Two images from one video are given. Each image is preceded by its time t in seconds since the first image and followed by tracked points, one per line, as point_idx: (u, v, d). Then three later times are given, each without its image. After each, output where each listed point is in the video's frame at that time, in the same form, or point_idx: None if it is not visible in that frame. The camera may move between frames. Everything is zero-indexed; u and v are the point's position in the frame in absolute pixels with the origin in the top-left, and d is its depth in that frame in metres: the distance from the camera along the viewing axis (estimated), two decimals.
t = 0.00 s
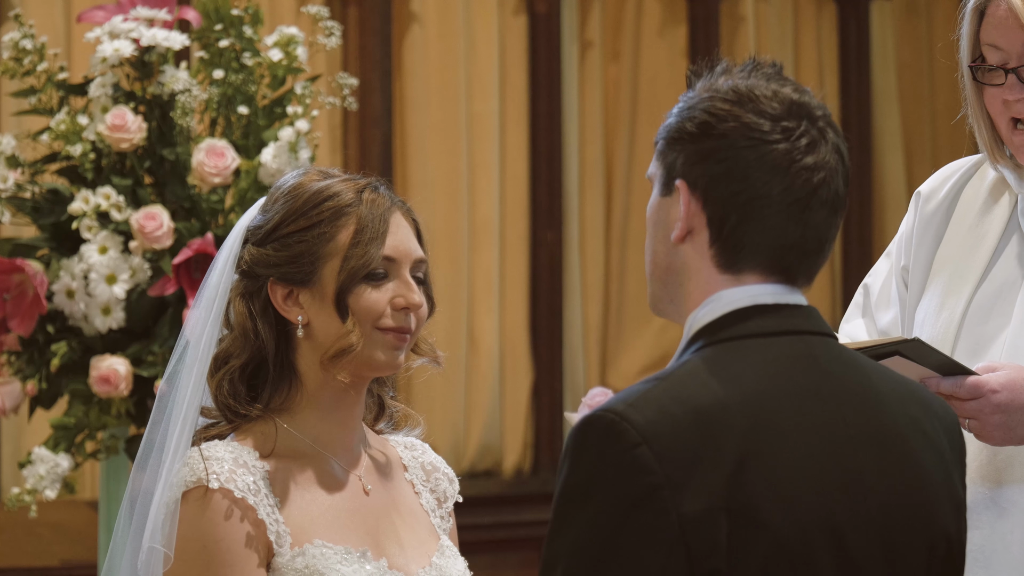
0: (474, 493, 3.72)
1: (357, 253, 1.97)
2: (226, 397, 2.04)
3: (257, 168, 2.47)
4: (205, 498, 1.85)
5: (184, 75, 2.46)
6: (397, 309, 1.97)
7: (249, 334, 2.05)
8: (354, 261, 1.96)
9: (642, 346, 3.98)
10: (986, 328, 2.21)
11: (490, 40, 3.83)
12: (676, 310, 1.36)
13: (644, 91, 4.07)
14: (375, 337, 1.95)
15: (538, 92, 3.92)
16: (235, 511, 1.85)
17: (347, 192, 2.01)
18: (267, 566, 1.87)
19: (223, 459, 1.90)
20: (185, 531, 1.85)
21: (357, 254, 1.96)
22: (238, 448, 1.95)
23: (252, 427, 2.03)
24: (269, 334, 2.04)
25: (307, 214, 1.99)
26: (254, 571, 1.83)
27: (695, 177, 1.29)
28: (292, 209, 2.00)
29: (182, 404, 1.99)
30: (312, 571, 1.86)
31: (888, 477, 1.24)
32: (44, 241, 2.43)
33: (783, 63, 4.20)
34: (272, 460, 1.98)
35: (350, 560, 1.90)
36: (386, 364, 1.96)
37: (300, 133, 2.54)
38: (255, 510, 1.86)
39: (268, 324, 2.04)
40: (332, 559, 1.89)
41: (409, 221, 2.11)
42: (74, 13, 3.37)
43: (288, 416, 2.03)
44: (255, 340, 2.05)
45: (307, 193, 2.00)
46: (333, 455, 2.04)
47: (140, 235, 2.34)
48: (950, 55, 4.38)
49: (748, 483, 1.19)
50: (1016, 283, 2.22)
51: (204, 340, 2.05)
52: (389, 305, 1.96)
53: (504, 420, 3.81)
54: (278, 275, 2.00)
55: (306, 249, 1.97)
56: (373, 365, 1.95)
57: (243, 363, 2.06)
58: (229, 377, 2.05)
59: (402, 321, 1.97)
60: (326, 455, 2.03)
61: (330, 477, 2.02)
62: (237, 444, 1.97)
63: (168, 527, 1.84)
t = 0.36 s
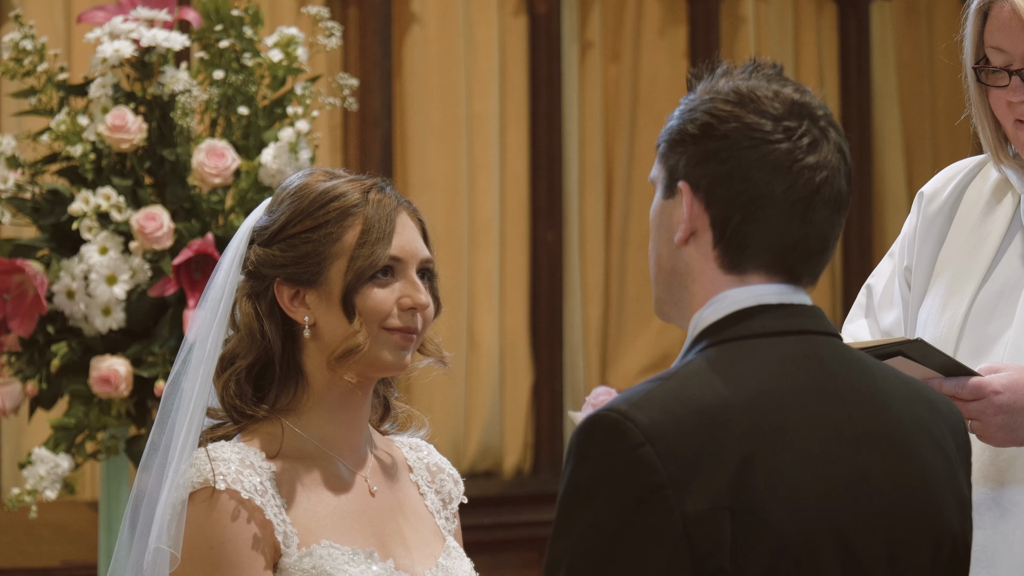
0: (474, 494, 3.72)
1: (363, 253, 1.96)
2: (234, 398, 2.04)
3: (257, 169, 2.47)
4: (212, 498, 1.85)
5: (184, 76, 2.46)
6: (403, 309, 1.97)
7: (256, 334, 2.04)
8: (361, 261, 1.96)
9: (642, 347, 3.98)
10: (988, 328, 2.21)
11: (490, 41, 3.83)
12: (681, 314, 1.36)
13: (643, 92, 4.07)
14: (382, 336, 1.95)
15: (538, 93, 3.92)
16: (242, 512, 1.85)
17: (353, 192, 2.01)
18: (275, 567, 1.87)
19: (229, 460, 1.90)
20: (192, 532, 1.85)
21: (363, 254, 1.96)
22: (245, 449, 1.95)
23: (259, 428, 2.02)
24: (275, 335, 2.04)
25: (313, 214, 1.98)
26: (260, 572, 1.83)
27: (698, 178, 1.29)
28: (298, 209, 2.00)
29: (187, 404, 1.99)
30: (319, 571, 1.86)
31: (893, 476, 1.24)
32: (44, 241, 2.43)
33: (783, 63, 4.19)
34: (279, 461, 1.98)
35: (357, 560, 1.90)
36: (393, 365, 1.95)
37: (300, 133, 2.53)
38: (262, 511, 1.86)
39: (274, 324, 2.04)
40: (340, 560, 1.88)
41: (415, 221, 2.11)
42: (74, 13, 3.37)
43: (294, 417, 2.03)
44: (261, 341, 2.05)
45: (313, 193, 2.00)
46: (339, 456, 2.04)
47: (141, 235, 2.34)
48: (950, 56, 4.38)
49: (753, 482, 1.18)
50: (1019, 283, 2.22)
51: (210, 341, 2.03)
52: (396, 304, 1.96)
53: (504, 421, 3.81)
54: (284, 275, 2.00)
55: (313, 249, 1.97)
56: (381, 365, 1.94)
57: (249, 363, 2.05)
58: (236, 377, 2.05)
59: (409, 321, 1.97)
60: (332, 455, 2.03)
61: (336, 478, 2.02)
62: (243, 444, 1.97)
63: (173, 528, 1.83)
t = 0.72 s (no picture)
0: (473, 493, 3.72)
1: (366, 252, 1.96)
2: (237, 397, 2.04)
3: (257, 168, 2.47)
4: (216, 498, 1.85)
5: (184, 75, 2.46)
6: (406, 309, 1.96)
7: (259, 334, 2.04)
8: (363, 261, 1.96)
9: (642, 346, 3.98)
10: (989, 328, 2.21)
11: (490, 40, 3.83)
12: (680, 316, 1.36)
13: (643, 91, 4.07)
14: (384, 336, 1.94)
15: (538, 93, 3.92)
16: (245, 511, 1.85)
17: (356, 192, 2.01)
18: (278, 567, 1.87)
19: (233, 459, 1.90)
20: (195, 532, 1.85)
21: (366, 254, 1.96)
22: (248, 448, 1.95)
23: (263, 427, 2.03)
24: (280, 335, 2.04)
25: (316, 214, 1.98)
26: (264, 572, 1.83)
27: (690, 179, 1.29)
28: (301, 209, 2.00)
29: (190, 403, 1.99)
30: (323, 570, 1.85)
31: (894, 475, 1.24)
32: (44, 241, 2.43)
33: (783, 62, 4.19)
34: (282, 460, 1.98)
35: (361, 560, 1.90)
36: (396, 365, 1.94)
37: (300, 133, 2.53)
38: (265, 511, 1.86)
39: (278, 324, 2.04)
40: (343, 559, 1.88)
41: (418, 221, 2.10)
42: (74, 13, 3.37)
43: (298, 416, 2.03)
44: (265, 341, 2.05)
45: (316, 193, 2.00)
46: (343, 455, 2.04)
47: (141, 235, 2.34)
48: (951, 56, 4.38)
49: (754, 482, 1.18)
50: (1019, 283, 2.22)
51: (213, 340, 2.04)
52: (399, 304, 1.96)
53: (504, 420, 3.81)
54: (287, 275, 2.00)
55: (315, 249, 1.97)
56: (383, 365, 1.94)
57: (252, 363, 2.05)
58: (239, 376, 2.05)
59: (412, 321, 1.97)
60: (336, 455, 2.02)
61: (340, 477, 2.02)
62: (247, 444, 1.97)
63: (178, 527, 1.83)
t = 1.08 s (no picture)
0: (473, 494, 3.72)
1: (365, 251, 1.96)
2: (237, 396, 2.04)
3: (257, 168, 2.47)
4: (215, 495, 1.85)
5: (184, 75, 2.46)
6: (405, 308, 1.96)
7: (260, 334, 2.05)
8: (363, 260, 1.96)
9: (642, 347, 3.98)
10: (987, 328, 2.21)
11: (490, 40, 3.83)
12: (681, 317, 1.35)
13: (643, 91, 4.07)
14: (384, 336, 1.95)
15: (538, 93, 3.93)
16: (245, 509, 1.85)
17: (356, 191, 2.01)
18: (277, 565, 1.87)
19: (233, 457, 1.90)
20: (194, 530, 1.85)
21: (366, 253, 1.96)
22: (249, 446, 1.96)
23: (263, 426, 2.03)
24: (280, 335, 2.04)
25: (316, 213, 1.99)
26: (264, 570, 1.83)
27: (690, 177, 1.29)
28: (301, 208, 2.00)
29: (192, 404, 1.99)
30: (321, 570, 1.85)
31: (892, 477, 1.24)
32: (45, 241, 2.43)
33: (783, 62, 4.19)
34: (283, 458, 1.98)
35: (360, 559, 1.90)
36: (395, 364, 1.94)
37: (300, 133, 2.54)
38: (264, 509, 1.86)
39: (278, 324, 2.04)
40: (342, 558, 1.88)
41: (419, 220, 2.11)
42: (74, 13, 3.37)
43: (298, 416, 2.03)
44: (265, 341, 2.05)
45: (316, 192, 2.00)
46: (344, 454, 2.04)
47: (141, 235, 2.34)
48: (951, 56, 4.38)
49: (753, 483, 1.18)
50: (1018, 283, 2.22)
51: (216, 340, 2.04)
52: (398, 304, 1.96)
53: (504, 420, 3.81)
54: (287, 274, 2.00)
55: (315, 248, 1.97)
56: (383, 364, 1.94)
57: (253, 363, 2.05)
58: (239, 376, 2.05)
59: (412, 320, 1.97)
60: (336, 453, 2.02)
61: (341, 476, 2.02)
62: (247, 443, 1.97)
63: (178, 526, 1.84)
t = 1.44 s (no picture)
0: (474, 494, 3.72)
1: (366, 252, 1.96)
2: (237, 394, 2.05)
3: (257, 168, 2.47)
4: (216, 494, 1.85)
5: (184, 75, 2.46)
6: (405, 309, 1.96)
7: (260, 333, 2.05)
8: (363, 260, 1.96)
9: (642, 347, 3.98)
10: (985, 326, 2.21)
11: (490, 40, 3.83)
12: (681, 311, 1.36)
13: (643, 91, 4.07)
14: (384, 336, 1.95)
15: (538, 93, 3.93)
16: (246, 507, 1.85)
17: (357, 191, 2.01)
18: (277, 564, 1.87)
19: (234, 456, 1.90)
20: (195, 528, 1.85)
21: (366, 253, 1.96)
22: (250, 446, 1.96)
23: (263, 425, 2.03)
24: (280, 334, 2.04)
25: (316, 214, 1.99)
26: (264, 568, 1.83)
27: (693, 176, 1.30)
28: (303, 208, 2.00)
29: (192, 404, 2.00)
30: (321, 569, 1.85)
31: (886, 478, 1.24)
32: (45, 241, 2.43)
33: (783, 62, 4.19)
34: (283, 458, 1.98)
35: (360, 559, 1.90)
36: (395, 364, 1.95)
37: (300, 133, 2.54)
38: (265, 507, 1.86)
39: (278, 323, 2.04)
40: (342, 558, 1.88)
41: (420, 221, 2.11)
42: (74, 13, 3.37)
43: (298, 414, 2.03)
44: (265, 340, 2.05)
45: (317, 193, 2.00)
46: (344, 453, 2.04)
47: (141, 235, 2.34)
48: (950, 56, 4.38)
49: (745, 484, 1.18)
50: (1016, 282, 2.22)
51: (216, 340, 2.05)
52: (398, 304, 1.96)
53: (504, 420, 3.81)
54: (288, 274, 2.00)
55: (316, 248, 1.97)
56: (383, 364, 1.94)
57: (253, 362, 2.06)
58: (240, 375, 2.05)
59: (411, 320, 1.97)
60: (336, 452, 2.03)
61: (341, 475, 2.02)
62: (248, 441, 1.97)
63: (177, 526, 1.84)
